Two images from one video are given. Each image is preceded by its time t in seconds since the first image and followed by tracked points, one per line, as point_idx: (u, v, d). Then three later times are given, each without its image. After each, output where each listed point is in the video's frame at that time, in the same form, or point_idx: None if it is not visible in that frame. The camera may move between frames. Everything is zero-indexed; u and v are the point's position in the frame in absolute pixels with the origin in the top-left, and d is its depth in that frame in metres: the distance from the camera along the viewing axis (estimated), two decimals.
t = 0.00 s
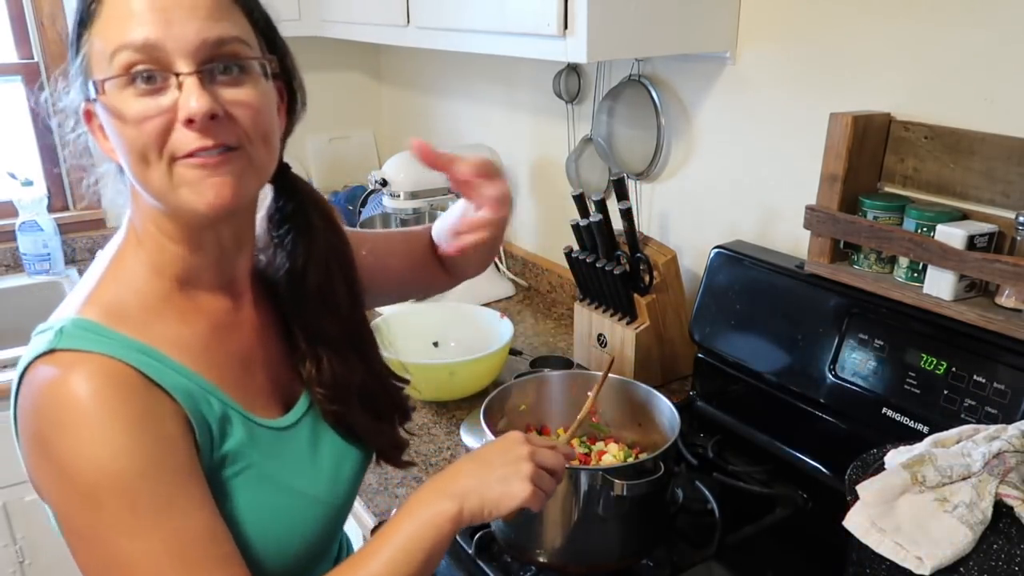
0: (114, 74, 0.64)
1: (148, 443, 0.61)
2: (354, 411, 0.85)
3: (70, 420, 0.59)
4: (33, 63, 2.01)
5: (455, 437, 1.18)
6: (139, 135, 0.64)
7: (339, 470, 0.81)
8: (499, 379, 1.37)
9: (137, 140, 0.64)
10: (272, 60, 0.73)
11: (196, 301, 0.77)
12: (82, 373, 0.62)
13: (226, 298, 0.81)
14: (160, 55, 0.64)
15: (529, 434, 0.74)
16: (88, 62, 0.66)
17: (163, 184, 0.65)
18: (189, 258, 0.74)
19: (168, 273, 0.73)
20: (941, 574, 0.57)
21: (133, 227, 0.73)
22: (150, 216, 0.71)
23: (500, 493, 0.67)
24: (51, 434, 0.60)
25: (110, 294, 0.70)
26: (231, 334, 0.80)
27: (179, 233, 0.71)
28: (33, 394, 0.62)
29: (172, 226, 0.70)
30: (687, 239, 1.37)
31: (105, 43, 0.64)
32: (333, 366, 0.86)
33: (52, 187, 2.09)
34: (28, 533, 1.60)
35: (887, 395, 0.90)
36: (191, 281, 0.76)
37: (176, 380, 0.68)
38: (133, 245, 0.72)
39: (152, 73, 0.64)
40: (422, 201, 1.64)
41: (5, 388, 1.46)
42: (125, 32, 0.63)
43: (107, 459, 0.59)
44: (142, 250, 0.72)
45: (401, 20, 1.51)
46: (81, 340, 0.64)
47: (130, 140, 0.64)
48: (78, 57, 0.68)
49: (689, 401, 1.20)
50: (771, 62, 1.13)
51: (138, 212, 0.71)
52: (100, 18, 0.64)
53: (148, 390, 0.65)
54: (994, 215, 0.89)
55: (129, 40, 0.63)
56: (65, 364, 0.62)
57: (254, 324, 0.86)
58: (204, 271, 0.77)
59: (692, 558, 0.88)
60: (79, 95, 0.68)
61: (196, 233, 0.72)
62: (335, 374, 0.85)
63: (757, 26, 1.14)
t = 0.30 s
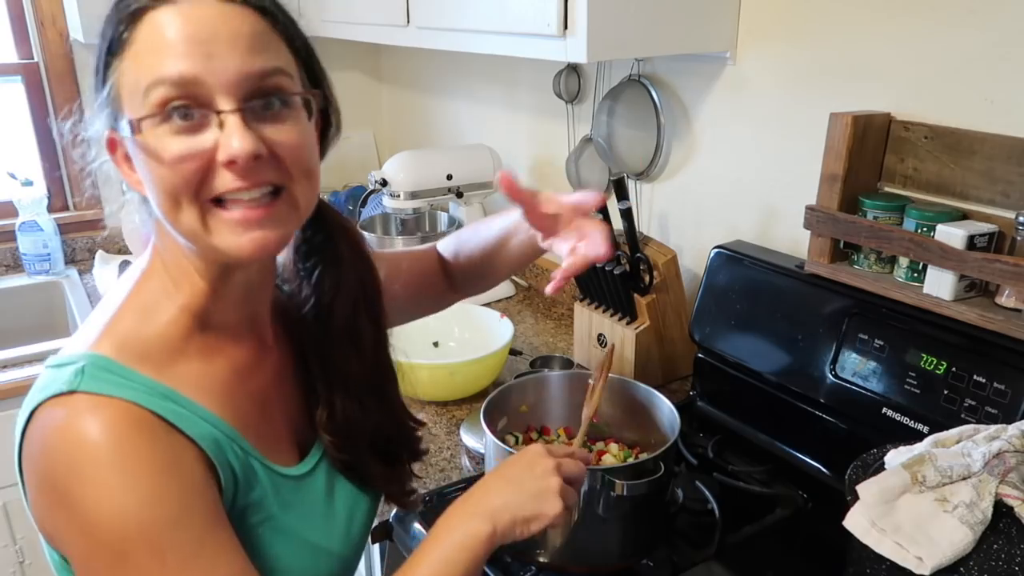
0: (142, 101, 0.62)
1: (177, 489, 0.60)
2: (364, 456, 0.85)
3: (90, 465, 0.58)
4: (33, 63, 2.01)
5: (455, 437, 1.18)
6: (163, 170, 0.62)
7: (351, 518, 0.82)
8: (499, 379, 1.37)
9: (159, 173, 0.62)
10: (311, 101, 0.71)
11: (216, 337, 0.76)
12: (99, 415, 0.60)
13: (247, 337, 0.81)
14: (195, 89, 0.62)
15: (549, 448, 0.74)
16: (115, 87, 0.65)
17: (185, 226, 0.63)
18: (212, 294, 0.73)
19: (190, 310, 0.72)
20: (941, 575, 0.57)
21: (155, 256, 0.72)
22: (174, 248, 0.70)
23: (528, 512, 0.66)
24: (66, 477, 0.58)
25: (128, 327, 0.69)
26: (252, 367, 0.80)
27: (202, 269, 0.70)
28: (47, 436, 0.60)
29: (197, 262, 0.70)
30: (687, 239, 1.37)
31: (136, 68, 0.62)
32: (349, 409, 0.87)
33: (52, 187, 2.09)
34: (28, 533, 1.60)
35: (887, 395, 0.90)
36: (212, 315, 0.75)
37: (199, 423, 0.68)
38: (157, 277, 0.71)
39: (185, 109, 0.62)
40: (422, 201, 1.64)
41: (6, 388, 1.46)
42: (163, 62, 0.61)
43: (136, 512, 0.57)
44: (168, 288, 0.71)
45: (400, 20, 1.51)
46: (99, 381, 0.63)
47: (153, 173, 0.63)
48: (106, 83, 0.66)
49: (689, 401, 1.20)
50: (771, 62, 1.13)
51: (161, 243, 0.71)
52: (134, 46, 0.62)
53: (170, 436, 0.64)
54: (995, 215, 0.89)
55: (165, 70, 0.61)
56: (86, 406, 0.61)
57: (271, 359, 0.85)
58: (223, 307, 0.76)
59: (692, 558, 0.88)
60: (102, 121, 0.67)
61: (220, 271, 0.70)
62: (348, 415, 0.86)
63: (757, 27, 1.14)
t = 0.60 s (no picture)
0: (216, 95, 0.56)
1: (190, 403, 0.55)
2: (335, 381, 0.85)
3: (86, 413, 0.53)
4: (33, 63, 2.01)
5: (455, 437, 1.18)
6: (225, 159, 0.59)
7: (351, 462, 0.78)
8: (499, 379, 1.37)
9: (226, 166, 0.59)
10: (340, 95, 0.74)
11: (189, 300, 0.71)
12: (87, 364, 0.56)
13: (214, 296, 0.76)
14: (309, 95, 0.60)
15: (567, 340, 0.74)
16: (119, 55, 0.56)
17: (241, 205, 0.61)
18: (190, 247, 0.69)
19: (164, 269, 0.67)
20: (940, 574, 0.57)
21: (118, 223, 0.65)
22: (143, 207, 0.64)
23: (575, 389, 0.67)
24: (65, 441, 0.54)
25: (96, 290, 0.63)
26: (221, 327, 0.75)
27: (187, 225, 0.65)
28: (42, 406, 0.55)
29: (185, 218, 0.65)
30: (687, 239, 1.37)
31: (231, 78, 0.56)
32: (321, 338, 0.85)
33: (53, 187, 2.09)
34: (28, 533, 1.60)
35: (887, 395, 0.90)
36: (182, 272, 0.70)
37: (187, 358, 0.64)
38: (127, 239, 0.65)
39: (299, 118, 0.60)
40: (422, 201, 1.64)
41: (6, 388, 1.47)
42: (276, 74, 0.57)
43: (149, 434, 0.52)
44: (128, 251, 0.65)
45: (400, 20, 1.51)
46: (86, 338, 0.58)
47: (217, 157, 0.59)
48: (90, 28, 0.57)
49: (689, 401, 1.20)
50: (772, 62, 1.13)
51: (117, 198, 0.64)
52: (241, 57, 0.56)
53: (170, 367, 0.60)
54: (995, 215, 0.89)
55: (284, 86, 0.58)
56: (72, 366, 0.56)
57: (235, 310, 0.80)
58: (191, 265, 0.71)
59: (692, 558, 0.88)
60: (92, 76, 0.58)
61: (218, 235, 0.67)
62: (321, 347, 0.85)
63: (757, 27, 1.14)
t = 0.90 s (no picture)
0: (264, 101, 0.57)
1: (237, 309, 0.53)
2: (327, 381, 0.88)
3: (149, 346, 0.52)
4: (33, 63, 2.01)
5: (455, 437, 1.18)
6: (260, 161, 0.60)
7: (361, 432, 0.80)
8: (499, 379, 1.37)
9: (261, 166, 0.60)
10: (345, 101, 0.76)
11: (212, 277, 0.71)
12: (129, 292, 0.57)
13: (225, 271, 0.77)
14: (334, 107, 0.63)
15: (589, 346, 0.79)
16: (166, 51, 0.55)
17: (266, 198, 0.63)
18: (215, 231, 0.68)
19: (194, 246, 0.66)
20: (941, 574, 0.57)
21: (150, 206, 0.63)
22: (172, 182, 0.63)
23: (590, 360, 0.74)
24: (124, 376, 0.53)
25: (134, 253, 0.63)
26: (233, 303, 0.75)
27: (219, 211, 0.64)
28: (101, 366, 0.54)
29: (213, 198, 0.63)
30: (687, 239, 1.37)
31: (279, 91, 0.57)
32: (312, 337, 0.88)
33: (53, 187, 2.09)
34: (28, 533, 1.60)
35: (887, 395, 0.90)
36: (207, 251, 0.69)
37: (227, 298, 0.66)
38: (160, 220, 0.63)
39: (329, 127, 0.63)
40: (422, 201, 1.64)
41: (6, 389, 1.46)
42: (315, 89, 0.59)
43: (224, 347, 0.50)
44: (161, 230, 0.64)
45: (401, 20, 1.51)
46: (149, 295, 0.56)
47: (252, 159, 0.60)
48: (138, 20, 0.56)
49: (688, 401, 1.20)
50: (771, 62, 1.13)
51: (146, 173, 0.63)
52: (292, 73, 0.57)
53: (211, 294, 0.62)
54: (995, 215, 0.89)
55: (320, 101, 0.60)
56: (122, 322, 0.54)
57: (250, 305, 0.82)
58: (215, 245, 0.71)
59: (692, 558, 0.88)
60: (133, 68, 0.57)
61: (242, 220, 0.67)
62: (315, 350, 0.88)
63: (757, 27, 1.14)
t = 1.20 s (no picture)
0: (276, 78, 0.65)
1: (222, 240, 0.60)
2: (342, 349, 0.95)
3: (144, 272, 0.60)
4: (33, 63, 2.00)
5: (455, 437, 1.18)
6: (276, 132, 0.68)
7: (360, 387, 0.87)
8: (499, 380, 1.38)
9: (274, 135, 0.69)
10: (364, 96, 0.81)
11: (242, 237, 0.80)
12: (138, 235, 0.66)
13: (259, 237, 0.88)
14: (348, 89, 0.70)
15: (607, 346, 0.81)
16: (202, 28, 0.65)
17: (279, 168, 0.71)
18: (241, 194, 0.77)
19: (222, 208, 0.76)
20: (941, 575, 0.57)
21: (186, 169, 0.74)
22: (202, 143, 0.72)
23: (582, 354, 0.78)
24: (124, 302, 0.62)
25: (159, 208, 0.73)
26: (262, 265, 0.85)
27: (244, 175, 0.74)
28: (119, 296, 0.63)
29: (236, 161, 0.72)
30: (687, 239, 1.37)
31: (292, 71, 0.65)
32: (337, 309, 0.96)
33: (53, 187, 2.09)
34: (28, 533, 1.60)
35: (887, 395, 0.91)
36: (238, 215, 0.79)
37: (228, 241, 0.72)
38: (193, 180, 0.74)
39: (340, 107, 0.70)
40: (422, 201, 1.64)
41: (6, 389, 1.47)
42: (325, 72, 0.66)
43: (206, 266, 0.56)
44: (194, 189, 0.74)
45: (401, 20, 1.51)
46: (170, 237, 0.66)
47: (270, 127, 0.68)
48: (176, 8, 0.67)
49: (688, 401, 1.21)
50: (771, 62, 1.13)
51: (184, 137, 0.73)
52: (304, 54, 0.65)
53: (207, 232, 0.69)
54: (994, 215, 0.89)
55: (330, 82, 0.67)
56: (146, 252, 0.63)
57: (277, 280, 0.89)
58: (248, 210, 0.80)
59: (692, 558, 0.88)
60: (173, 46, 0.68)
61: (266, 187, 0.76)
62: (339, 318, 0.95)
63: (757, 27, 1.14)
